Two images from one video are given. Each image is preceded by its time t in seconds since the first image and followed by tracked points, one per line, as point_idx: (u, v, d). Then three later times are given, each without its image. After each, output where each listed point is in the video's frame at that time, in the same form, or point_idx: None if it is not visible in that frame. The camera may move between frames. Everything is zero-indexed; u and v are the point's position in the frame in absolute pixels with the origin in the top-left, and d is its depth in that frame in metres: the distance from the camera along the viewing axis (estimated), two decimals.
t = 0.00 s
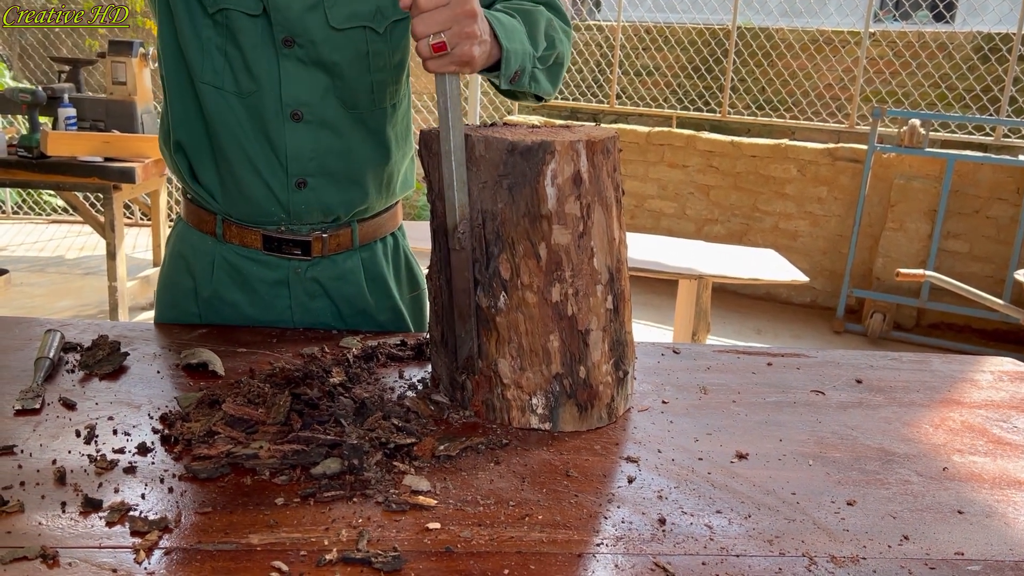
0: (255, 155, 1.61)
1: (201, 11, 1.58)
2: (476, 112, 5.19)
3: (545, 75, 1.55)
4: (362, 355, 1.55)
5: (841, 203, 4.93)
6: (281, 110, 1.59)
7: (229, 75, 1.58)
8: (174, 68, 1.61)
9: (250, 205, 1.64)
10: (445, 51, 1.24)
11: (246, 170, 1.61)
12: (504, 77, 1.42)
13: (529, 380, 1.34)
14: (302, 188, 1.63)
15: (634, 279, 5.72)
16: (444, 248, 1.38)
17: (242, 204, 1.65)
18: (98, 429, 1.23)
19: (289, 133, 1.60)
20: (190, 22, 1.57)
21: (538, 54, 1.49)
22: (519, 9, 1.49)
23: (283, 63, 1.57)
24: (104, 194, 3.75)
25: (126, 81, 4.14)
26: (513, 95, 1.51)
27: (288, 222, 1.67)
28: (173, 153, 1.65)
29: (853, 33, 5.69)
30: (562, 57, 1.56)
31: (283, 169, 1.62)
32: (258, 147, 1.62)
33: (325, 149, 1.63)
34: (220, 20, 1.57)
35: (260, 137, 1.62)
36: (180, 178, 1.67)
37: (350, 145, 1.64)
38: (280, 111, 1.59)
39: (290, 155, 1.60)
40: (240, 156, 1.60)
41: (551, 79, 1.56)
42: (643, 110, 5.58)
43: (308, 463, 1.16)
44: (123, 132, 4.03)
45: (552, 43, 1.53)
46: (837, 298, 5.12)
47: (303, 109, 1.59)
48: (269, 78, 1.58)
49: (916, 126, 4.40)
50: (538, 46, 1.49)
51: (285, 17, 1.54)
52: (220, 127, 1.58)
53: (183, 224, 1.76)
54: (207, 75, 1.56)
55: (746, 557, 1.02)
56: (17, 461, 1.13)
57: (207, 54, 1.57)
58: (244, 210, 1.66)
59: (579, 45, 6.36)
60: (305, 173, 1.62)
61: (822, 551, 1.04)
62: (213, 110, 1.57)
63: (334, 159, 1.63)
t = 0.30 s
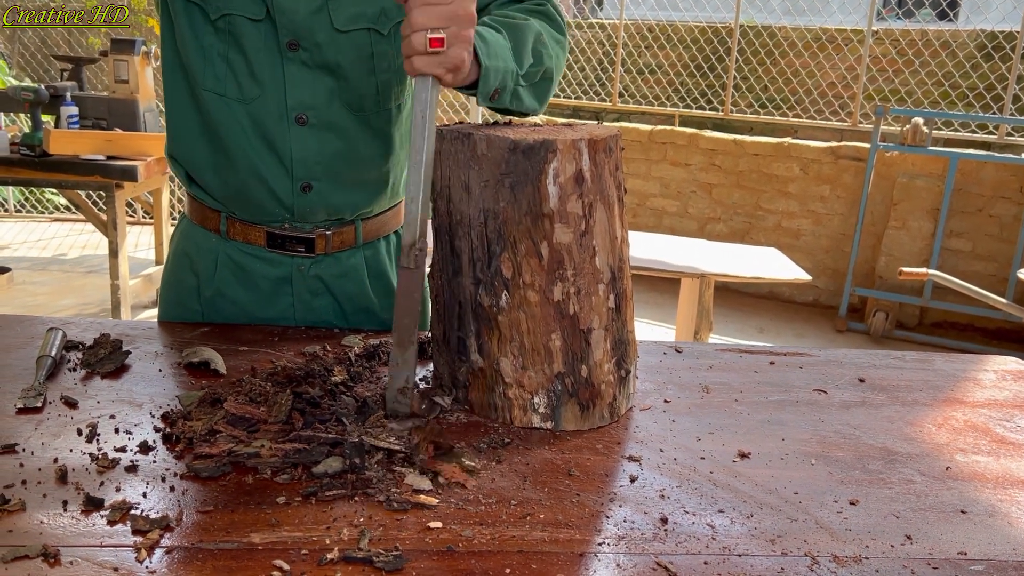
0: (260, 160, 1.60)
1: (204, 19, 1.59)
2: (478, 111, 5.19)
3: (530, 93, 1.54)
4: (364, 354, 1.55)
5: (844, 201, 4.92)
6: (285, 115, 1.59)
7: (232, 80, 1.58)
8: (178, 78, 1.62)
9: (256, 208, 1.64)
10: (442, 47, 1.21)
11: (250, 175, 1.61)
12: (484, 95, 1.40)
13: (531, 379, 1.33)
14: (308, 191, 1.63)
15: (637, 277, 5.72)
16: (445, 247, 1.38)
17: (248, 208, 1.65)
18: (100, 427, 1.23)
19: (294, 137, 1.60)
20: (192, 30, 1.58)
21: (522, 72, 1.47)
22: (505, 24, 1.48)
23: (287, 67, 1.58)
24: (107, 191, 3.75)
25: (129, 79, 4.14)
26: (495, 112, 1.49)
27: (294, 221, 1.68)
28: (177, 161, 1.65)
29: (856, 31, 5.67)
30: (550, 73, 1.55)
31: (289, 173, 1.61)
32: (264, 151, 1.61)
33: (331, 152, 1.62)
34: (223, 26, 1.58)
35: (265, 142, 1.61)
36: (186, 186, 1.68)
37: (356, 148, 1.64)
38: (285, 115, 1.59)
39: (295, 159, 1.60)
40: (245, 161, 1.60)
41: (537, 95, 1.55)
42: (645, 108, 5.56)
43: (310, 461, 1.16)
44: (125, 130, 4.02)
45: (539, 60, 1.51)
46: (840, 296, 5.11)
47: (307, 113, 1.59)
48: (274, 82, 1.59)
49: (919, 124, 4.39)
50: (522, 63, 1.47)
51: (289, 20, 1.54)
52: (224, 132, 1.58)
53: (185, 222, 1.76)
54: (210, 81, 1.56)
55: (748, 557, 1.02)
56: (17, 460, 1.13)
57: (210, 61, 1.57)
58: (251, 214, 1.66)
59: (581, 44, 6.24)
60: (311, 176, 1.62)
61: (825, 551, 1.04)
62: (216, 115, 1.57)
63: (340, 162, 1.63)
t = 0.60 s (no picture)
0: (252, 169, 1.60)
1: (183, 31, 1.58)
2: (480, 108, 5.19)
3: (525, 61, 1.51)
4: (366, 352, 1.55)
5: (846, 200, 4.91)
6: (274, 121, 1.59)
7: (217, 91, 1.58)
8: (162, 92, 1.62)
9: (250, 217, 1.64)
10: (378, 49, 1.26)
11: (241, 185, 1.60)
12: (465, 66, 1.41)
13: (532, 378, 1.33)
14: (301, 198, 1.62)
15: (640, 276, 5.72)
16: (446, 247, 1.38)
17: (242, 216, 1.65)
18: (101, 426, 1.23)
19: (284, 143, 1.59)
20: (172, 43, 1.58)
21: (509, 39, 1.46)
22: None
23: (271, 73, 1.57)
24: (109, 190, 3.75)
25: (131, 78, 4.14)
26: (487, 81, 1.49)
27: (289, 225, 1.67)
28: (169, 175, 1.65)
29: (859, 29, 5.66)
30: (545, 41, 1.50)
31: (280, 180, 1.61)
32: (254, 160, 1.61)
33: (321, 157, 1.62)
34: (202, 37, 1.57)
35: (255, 151, 1.61)
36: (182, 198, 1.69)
37: (346, 151, 1.63)
38: (273, 122, 1.59)
39: (286, 166, 1.59)
40: (235, 171, 1.60)
41: (532, 64, 1.52)
42: (648, 106, 5.56)
43: (311, 460, 1.16)
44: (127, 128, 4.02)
45: (531, 27, 1.48)
46: (842, 295, 5.10)
47: (295, 119, 1.59)
48: (259, 90, 1.58)
49: (922, 122, 4.37)
50: (508, 31, 1.45)
51: (270, 26, 1.53)
52: (212, 143, 1.58)
53: (186, 222, 1.76)
54: (194, 94, 1.57)
55: (752, 557, 1.01)
56: (19, 458, 1.13)
57: (192, 74, 1.57)
58: (247, 220, 1.66)
59: (583, 41, 6.31)
60: (302, 182, 1.61)
61: (828, 550, 1.04)
62: (203, 127, 1.57)
63: (331, 166, 1.62)
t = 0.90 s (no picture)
0: (254, 158, 1.60)
1: (189, 18, 1.57)
2: (483, 106, 5.18)
3: (545, 47, 1.52)
4: (369, 350, 1.54)
5: (849, 197, 4.90)
6: (278, 111, 1.58)
7: (222, 80, 1.57)
8: (165, 79, 1.60)
9: (252, 208, 1.64)
10: (417, 33, 1.25)
11: (244, 174, 1.60)
12: (494, 52, 1.40)
13: (536, 376, 1.33)
14: (304, 188, 1.62)
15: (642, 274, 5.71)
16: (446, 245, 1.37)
17: (244, 207, 1.64)
18: (104, 424, 1.23)
19: (287, 134, 1.59)
20: (178, 30, 1.56)
21: (532, 25, 1.47)
22: None
23: (277, 63, 1.56)
24: (111, 188, 3.74)
25: (134, 76, 4.13)
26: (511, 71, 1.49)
27: (292, 220, 1.66)
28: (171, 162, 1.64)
29: (862, 26, 5.65)
30: (563, 26, 1.52)
31: (283, 171, 1.61)
32: (257, 150, 1.61)
33: (325, 148, 1.61)
34: (209, 26, 1.56)
35: (258, 141, 1.61)
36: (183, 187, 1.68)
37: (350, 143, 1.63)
38: (277, 112, 1.58)
39: (289, 157, 1.59)
40: (239, 160, 1.59)
41: (552, 49, 1.53)
42: (651, 104, 5.55)
43: (314, 459, 1.16)
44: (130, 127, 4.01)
45: (549, 13, 1.50)
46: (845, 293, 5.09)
47: (299, 109, 1.59)
48: (264, 79, 1.57)
49: (926, 120, 4.36)
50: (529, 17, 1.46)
51: (276, 15, 1.53)
52: (217, 132, 1.57)
53: (189, 219, 1.76)
54: (200, 82, 1.56)
55: (756, 555, 1.01)
56: (22, 456, 1.13)
57: (198, 61, 1.56)
58: (247, 212, 1.65)
59: (585, 39, 6.31)
60: (306, 173, 1.61)
61: (832, 549, 1.03)
62: (208, 116, 1.57)
63: (334, 157, 1.62)
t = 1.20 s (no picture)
0: (260, 149, 1.60)
1: (202, 7, 1.57)
2: (485, 104, 5.19)
3: (556, 53, 1.53)
4: (372, 347, 1.54)
5: (852, 195, 4.90)
6: (285, 102, 1.58)
7: (231, 69, 1.57)
8: (176, 67, 1.61)
9: (257, 199, 1.64)
10: (439, 38, 1.24)
11: (251, 164, 1.60)
12: (511, 60, 1.41)
13: (538, 372, 1.33)
14: (309, 180, 1.62)
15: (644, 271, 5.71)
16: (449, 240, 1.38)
17: (249, 198, 1.64)
18: (108, 421, 1.23)
19: (293, 125, 1.59)
20: (190, 18, 1.57)
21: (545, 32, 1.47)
22: None
23: (285, 55, 1.56)
24: (114, 187, 3.75)
25: (136, 74, 4.12)
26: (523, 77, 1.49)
27: (296, 213, 1.66)
28: (179, 150, 1.65)
29: (865, 24, 5.63)
30: (573, 34, 1.53)
31: (289, 162, 1.61)
32: (264, 141, 1.61)
33: (331, 140, 1.61)
34: (221, 15, 1.56)
35: (265, 132, 1.61)
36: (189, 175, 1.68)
37: (356, 136, 1.63)
38: (284, 103, 1.58)
39: (295, 148, 1.59)
40: (246, 150, 1.59)
41: (562, 55, 1.54)
42: (653, 102, 5.55)
43: (318, 455, 1.16)
44: (132, 125, 4.02)
45: (560, 20, 1.51)
46: (847, 291, 5.09)
47: (306, 100, 1.58)
48: (273, 70, 1.58)
49: (928, 118, 4.36)
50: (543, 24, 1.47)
51: (285, 8, 1.53)
52: (225, 121, 1.58)
53: (191, 215, 1.76)
54: (210, 70, 1.56)
55: (758, 552, 1.01)
56: (27, 453, 1.13)
57: (209, 50, 1.56)
58: (251, 203, 1.65)
59: (588, 37, 6.30)
60: (311, 165, 1.61)
61: (834, 546, 1.03)
62: (216, 105, 1.57)
63: (340, 150, 1.62)
